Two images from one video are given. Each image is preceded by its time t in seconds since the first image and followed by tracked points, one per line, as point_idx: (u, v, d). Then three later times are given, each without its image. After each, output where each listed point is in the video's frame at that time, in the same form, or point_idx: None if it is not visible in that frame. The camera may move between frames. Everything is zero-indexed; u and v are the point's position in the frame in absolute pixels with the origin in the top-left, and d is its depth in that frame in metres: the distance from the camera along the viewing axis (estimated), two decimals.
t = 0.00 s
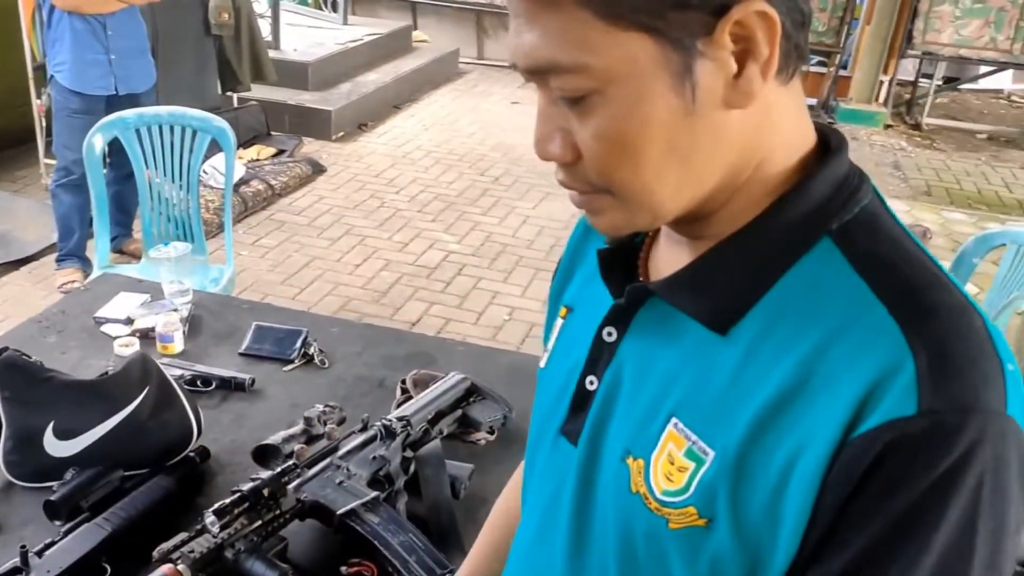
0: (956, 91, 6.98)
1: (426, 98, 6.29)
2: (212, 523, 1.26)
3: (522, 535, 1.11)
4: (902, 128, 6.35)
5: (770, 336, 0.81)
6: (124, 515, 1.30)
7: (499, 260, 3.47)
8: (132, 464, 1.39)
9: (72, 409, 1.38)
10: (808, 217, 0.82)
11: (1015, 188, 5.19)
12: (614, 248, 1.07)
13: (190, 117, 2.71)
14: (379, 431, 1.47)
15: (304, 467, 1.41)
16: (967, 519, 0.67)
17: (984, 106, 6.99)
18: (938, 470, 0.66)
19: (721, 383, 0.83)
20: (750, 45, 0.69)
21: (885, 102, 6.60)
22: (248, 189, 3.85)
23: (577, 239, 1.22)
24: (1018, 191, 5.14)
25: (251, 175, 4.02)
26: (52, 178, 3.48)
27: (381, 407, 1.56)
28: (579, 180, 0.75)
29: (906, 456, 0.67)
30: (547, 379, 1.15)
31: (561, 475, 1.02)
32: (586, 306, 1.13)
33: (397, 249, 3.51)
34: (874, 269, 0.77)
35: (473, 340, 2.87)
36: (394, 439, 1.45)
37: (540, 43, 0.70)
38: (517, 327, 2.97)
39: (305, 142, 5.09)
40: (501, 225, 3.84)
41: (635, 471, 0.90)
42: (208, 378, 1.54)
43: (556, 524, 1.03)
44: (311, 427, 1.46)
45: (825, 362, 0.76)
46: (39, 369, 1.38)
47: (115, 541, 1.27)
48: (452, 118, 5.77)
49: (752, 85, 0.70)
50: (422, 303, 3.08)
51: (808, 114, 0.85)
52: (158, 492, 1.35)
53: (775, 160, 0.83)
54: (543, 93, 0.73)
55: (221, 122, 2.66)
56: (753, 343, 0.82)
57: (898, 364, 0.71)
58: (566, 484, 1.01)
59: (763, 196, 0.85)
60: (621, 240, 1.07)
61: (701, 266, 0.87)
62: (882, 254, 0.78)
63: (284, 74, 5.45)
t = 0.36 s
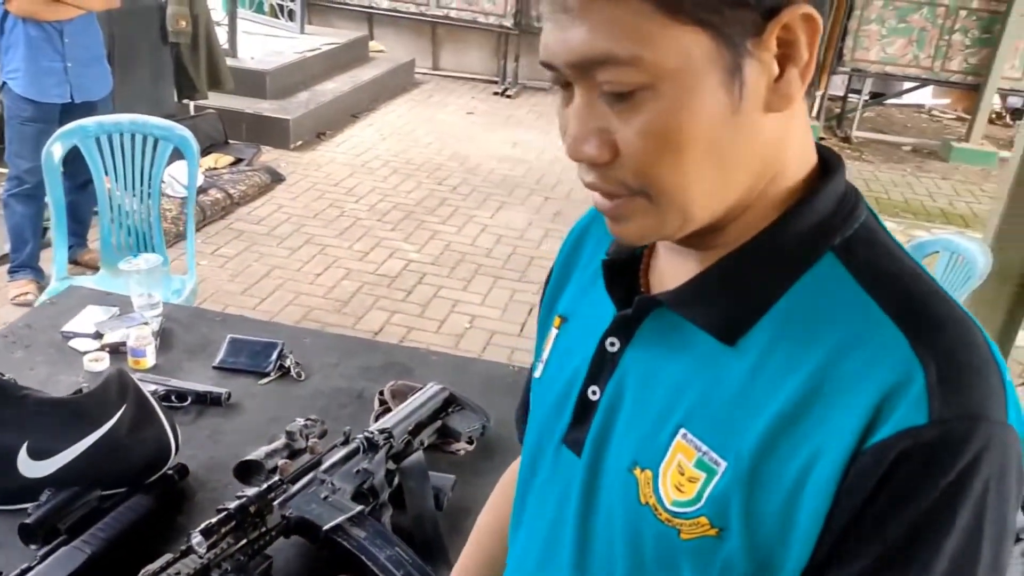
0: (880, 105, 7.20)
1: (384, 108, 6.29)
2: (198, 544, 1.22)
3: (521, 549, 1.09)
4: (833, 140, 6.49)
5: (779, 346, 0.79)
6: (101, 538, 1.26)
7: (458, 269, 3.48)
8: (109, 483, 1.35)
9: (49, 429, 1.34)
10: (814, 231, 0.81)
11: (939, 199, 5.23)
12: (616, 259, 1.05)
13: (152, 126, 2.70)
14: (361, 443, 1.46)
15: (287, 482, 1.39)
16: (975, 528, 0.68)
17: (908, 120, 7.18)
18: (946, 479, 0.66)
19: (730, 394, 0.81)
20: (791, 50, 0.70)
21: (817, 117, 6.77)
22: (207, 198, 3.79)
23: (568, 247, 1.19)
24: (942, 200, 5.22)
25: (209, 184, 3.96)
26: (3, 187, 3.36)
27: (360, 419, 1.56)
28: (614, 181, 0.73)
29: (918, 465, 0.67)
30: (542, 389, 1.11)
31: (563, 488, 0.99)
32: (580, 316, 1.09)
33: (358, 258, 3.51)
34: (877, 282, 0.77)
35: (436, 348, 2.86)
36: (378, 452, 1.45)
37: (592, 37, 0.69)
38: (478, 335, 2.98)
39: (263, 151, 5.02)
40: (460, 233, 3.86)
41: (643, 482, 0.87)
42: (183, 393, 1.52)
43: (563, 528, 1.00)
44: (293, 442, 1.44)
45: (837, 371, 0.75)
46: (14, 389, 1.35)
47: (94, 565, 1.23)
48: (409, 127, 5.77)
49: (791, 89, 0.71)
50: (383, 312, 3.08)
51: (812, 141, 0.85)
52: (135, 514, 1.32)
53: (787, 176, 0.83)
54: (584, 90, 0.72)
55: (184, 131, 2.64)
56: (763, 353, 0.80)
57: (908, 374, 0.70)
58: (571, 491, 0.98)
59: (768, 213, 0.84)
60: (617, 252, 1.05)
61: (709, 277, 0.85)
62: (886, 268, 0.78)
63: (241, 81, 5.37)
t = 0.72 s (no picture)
0: (835, 123, 7.32)
1: (346, 123, 6.25)
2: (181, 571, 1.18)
3: None
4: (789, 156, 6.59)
5: (779, 378, 0.78)
6: (82, 563, 1.21)
7: (425, 284, 3.48)
8: (83, 509, 1.31)
9: (26, 455, 1.30)
10: (807, 267, 0.81)
11: (894, 215, 5.32)
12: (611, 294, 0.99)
13: (115, 143, 2.66)
14: (341, 467, 1.43)
15: (267, 507, 1.35)
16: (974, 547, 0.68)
17: (860, 138, 7.31)
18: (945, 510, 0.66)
19: (730, 428, 0.80)
20: (797, 85, 0.72)
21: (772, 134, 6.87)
22: (166, 213, 3.72)
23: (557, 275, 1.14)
24: (897, 216, 5.31)
25: (168, 199, 3.88)
26: None
27: (338, 440, 1.55)
28: (625, 208, 0.72)
29: (919, 495, 0.66)
30: (534, 426, 1.05)
31: (557, 526, 0.95)
32: (575, 351, 1.02)
33: (323, 274, 3.48)
34: (872, 318, 0.77)
35: (404, 364, 2.84)
36: (359, 474, 1.43)
37: (610, 62, 0.69)
38: (446, 350, 2.97)
39: (224, 165, 4.93)
40: (426, 248, 3.86)
41: (648, 516, 0.84)
42: (156, 417, 1.50)
43: (563, 565, 0.94)
44: (272, 465, 1.42)
45: (835, 403, 0.75)
46: None
47: None
48: (372, 142, 5.74)
49: (796, 121, 0.73)
50: (349, 327, 3.06)
51: (799, 184, 0.85)
52: (115, 538, 1.27)
53: (782, 209, 0.83)
54: (597, 117, 0.71)
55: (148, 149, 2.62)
56: (763, 385, 0.79)
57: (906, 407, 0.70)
58: (573, 525, 0.92)
59: (762, 246, 0.84)
60: (612, 285, 1.00)
61: (707, 309, 0.84)
62: (879, 302, 0.78)
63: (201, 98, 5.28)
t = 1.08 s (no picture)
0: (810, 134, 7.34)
1: (320, 138, 6.22)
2: None
3: None
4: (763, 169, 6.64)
5: (774, 397, 0.78)
6: None
7: (401, 301, 3.47)
8: (60, 538, 1.28)
9: None
10: (801, 287, 0.81)
11: (868, 226, 5.36)
12: (602, 313, 0.98)
13: (86, 162, 2.66)
14: (322, 490, 1.40)
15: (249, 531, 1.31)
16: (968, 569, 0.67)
17: (834, 149, 7.34)
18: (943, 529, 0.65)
19: (726, 449, 0.78)
20: (798, 107, 0.72)
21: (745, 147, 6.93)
22: (138, 232, 3.68)
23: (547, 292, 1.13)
24: (871, 227, 5.36)
25: (139, 217, 3.84)
26: None
27: (317, 462, 1.53)
28: (624, 229, 0.71)
29: (919, 514, 0.66)
30: (520, 448, 1.03)
31: (542, 550, 0.94)
32: (563, 366, 1.02)
33: (297, 291, 3.46)
34: (867, 338, 0.76)
35: (379, 382, 2.82)
36: (341, 498, 1.40)
37: (612, 83, 0.68)
38: (423, 368, 2.95)
39: (196, 182, 4.88)
40: (401, 265, 3.84)
41: (640, 539, 0.83)
42: (133, 442, 1.48)
43: None
44: (252, 489, 1.40)
45: (832, 421, 0.74)
46: None
47: None
48: (347, 157, 5.72)
49: (796, 144, 0.73)
50: (325, 345, 3.04)
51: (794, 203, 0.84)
52: (93, 567, 1.25)
53: (780, 226, 0.82)
54: (597, 139, 0.71)
55: (120, 167, 2.64)
56: (760, 404, 0.78)
57: (903, 427, 0.70)
58: (558, 550, 0.91)
59: (758, 266, 0.84)
60: (603, 304, 0.99)
61: (702, 329, 0.83)
62: (873, 324, 0.77)
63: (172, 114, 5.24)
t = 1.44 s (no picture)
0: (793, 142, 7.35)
1: (301, 151, 6.19)
2: None
3: None
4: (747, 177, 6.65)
5: (757, 407, 0.75)
6: None
7: (387, 314, 3.44)
8: (41, 564, 1.25)
9: None
10: (778, 298, 0.79)
11: (853, 232, 5.37)
12: (575, 326, 0.95)
13: (64, 177, 2.63)
14: (309, 510, 1.35)
15: (234, 556, 1.25)
16: None
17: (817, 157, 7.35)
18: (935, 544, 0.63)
19: (707, 462, 0.76)
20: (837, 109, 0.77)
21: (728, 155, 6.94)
22: (118, 248, 3.64)
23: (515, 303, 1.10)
24: (856, 233, 5.37)
25: (119, 233, 3.80)
26: None
27: (304, 480, 1.50)
28: (677, 191, 0.70)
29: (908, 529, 0.63)
30: (492, 465, 0.99)
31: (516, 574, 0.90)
32: (532, 382, 0.98)
33: (281, 306, 3.43)
34: (851, 348, 0.74)
35: (366, 397, 2.79)
36: (329, 517, 1.36)
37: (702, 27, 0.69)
38: (411, 381, 2.92)
39: (177, 197, 4.84)
40: (387, 277, 3.82)
41: (619, 559, 0.80)
42: (115, 464, 1.45)
43: None
44: (237, 510, 1.37)
45: (818, 432, 0.71)
46: None
47: None
48: (329, 170, 5.69)
49: (829, 144, 0.78)
50: (311, 360, 3.01)
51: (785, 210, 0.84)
52: None
53: (777, 229, 0.81)
54: (668, 90, 0.70)
55: (98, 182, 2.62)
56: (743, 415, 0.76)
57: (889, 439, 0.67)
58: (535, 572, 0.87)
59: (742, 275, 0.82)
60: (575, 315, 0.96)
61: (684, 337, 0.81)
62: (852, 334, 0.75)
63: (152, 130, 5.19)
